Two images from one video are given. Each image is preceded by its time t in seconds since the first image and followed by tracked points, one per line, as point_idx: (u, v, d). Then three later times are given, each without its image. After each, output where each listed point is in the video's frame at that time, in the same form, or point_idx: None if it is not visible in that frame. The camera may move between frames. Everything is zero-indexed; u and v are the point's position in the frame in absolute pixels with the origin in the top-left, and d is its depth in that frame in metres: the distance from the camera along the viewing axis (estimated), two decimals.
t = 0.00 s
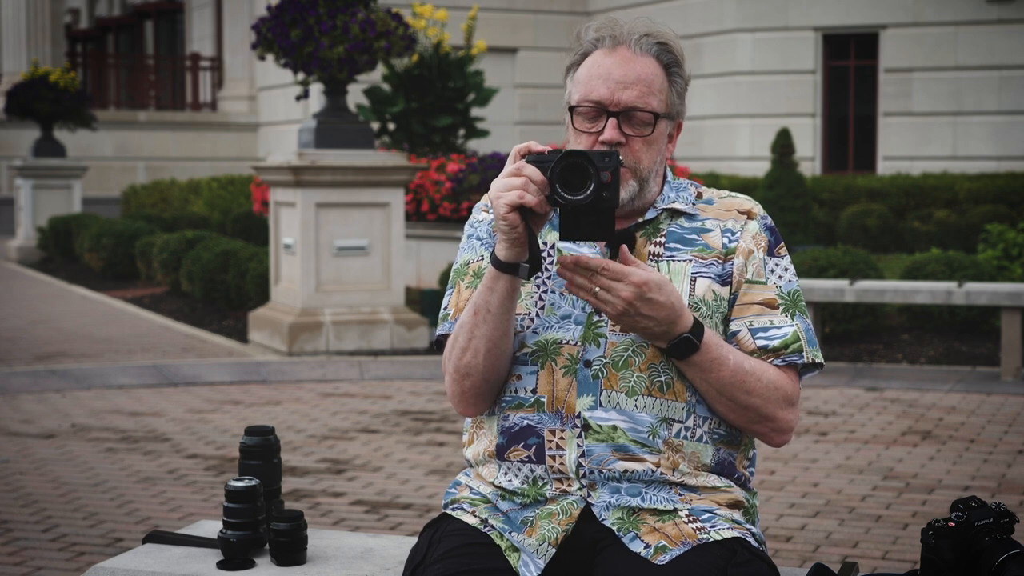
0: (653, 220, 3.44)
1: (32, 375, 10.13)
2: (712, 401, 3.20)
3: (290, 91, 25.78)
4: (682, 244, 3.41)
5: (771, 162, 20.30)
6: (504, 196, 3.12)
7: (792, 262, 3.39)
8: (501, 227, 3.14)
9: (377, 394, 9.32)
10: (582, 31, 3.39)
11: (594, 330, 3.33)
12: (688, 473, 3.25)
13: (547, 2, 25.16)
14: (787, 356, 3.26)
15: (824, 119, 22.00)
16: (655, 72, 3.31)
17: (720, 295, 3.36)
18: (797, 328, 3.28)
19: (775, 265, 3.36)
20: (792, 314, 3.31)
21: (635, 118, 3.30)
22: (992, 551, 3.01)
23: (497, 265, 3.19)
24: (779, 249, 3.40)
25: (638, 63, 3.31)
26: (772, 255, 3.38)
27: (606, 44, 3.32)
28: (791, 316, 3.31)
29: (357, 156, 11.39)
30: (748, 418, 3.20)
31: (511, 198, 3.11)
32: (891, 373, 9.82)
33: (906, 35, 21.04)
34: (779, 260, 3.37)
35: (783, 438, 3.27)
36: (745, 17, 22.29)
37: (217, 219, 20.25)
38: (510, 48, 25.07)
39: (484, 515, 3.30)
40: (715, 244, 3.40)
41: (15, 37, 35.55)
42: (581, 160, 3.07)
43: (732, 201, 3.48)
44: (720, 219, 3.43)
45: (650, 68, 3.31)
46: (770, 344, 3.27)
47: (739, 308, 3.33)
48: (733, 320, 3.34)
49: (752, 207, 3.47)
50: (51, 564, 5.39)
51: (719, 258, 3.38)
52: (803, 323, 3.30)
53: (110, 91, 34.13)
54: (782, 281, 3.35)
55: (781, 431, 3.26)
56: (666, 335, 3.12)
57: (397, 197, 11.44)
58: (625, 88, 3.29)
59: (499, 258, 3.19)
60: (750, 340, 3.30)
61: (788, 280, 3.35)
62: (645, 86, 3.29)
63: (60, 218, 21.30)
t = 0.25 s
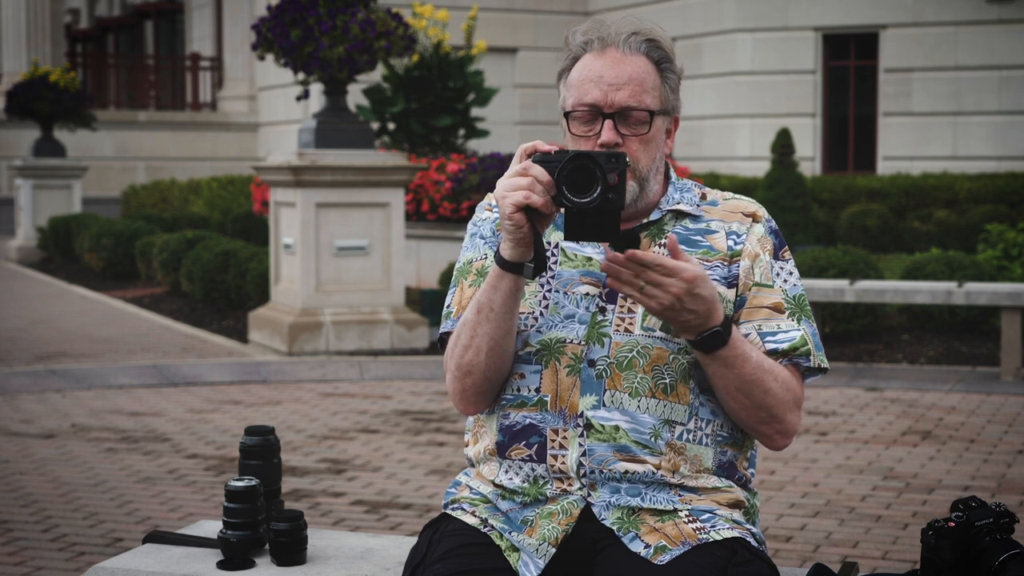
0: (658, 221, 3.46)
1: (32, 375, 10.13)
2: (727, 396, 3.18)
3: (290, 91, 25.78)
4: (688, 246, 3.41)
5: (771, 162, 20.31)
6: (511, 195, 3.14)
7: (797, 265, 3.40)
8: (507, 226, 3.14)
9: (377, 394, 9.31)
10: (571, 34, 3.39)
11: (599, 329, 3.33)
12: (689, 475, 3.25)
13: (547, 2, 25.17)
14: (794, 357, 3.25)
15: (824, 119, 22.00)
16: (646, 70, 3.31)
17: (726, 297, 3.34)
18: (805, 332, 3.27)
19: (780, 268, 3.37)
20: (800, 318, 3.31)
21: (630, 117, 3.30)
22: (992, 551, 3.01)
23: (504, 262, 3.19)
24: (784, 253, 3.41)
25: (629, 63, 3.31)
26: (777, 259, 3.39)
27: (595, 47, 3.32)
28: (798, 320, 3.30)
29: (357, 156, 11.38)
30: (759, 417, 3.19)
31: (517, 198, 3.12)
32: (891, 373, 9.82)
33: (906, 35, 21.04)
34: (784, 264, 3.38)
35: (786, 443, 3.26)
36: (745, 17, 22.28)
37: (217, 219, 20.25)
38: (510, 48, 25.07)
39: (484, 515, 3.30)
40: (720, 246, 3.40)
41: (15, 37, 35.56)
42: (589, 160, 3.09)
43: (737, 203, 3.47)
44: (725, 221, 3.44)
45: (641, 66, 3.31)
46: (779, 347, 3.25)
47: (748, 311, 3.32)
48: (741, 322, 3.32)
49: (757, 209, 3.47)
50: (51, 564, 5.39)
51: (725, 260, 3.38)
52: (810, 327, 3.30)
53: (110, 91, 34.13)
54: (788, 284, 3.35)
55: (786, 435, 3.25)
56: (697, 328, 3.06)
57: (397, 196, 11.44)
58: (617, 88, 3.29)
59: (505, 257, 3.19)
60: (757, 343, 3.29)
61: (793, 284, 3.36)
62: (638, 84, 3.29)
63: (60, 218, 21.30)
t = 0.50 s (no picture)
0: (658, 220, 3.43)
1: (32, 375, 10.12)
2: (741, 389, 3.18)
3: (290, 91, 25.78)
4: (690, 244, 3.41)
5: (771, 162, 20.31)
6: (521, 192, 3.16)
7: (798, 262, 3.41)
8: (516, 224, 3.15)
9: (377, 394, 9.31)
10: (577, 33, 3.38)
11: (602, 326, 3.33)
12: (690, 473, 3.25)
13: (547, 2, 25.18)
14: (801, 352, 3.26)
15: (824, 119, 22.00)
16: (651, 69, 3.31)
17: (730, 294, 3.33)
18: (811, 327, 3.27)
19: (783, 265, 3.39)
20: (804, 313, 3.32)
21: (634, 115, 3.30)
22: (992, 551, 3.01)
23: (511, 258, 3.19)
24: (785, 249, 3.41)
25: (634, 62, 3.31)
26: (779, 255, 3.40)
27: (601, 45, 3.31)
28: (803, 315, 3.31)
29: (357, 156, 11.38)
30: (767, 409, 3.20)
31: (526, 197, 3.14)
32: (891, 373, 9.82)
33: (906, 35, 21.04)
34: (786, 260, 3.39)
35: (790, 438, 3.28)
36: (745, 17, 22.28)
37: (217, 219, 20.25)
38: (510, 48, 25.08)
39: (484, 515, 3.30)
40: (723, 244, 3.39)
41: (15, 37, 35.56)
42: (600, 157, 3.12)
43: (738, 201, 3.48)
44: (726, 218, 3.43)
45: (646, 66, 3.31)
46: (786, 342, 3.26)
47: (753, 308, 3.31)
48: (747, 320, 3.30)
49: (757, 206, 3.47)
50: (51, 564, 5.39)
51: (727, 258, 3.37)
52: (815, 322, 3.31)
53: (111, 91, 34.13)
54: (791, 280, 3.36)
55: (789, 430, 3.27)
56: (721, 311, 3.06)
57: (397, 197, 11.44)
58: (622, 86, 3.29)
59: (513, 254, 3.19)
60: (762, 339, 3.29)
61: (796, 280, 3.37)
62: (643, 83, 3.29)
63: (60, 218, 21.30)
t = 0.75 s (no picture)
0: (658, 219, 3.43)
1: (32, 375, 10.12)
2: (740, 397, 3.19)
3: (290, 91, 25.79)
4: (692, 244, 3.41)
5: (771, 162, 20.33)
6: (525, 190, 3.16)
7: (799, 262, 3.41)
8: (520, 221, 3.15)
9: (377, 394, 9.31)
10: (576, 33, 3.38)
11: (604, 327, 3.33)
12: (691, 475, 3.25)
13: (547, 2, 25.18)
14: (801, 354, 3.26)
15: (824, 119, 22.00)
16: (651, 69, 3.31)
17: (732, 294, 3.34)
18: (812, 328, 3.27)
19: (783, 265, 3.38)
20: (806, 314, 3.31)
21: (635, 115, 3.31)
22: (992, 551, 3.01)
23: (514, 256, 3.19)
24: (786, 248, 3.41)
25: (634, 61, 3.31)
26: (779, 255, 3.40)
27: (600, 45, 3.31)
28: (804, 316, 3.31)
29: (357, 156, 11.38)
30: (767, 415, 3.20)
31: (531, 193, 3.14)
32: (891, 373, 9.82)
33: (906, 35, 21.04)
34: (787, 260, 3.39)
35: (789, 440, 3.28)
36: (745, 17, 22.28)
37: (217, 219, 20.25)
38: (509, 48, 25.08)
39: (484, 515, 3.30)
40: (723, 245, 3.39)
41: (15, 37, 35.56)
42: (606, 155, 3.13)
43: (737, 201, 3.48)
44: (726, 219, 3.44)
45: (646, 65, 3.31)
46: (787, 344, 3.26)
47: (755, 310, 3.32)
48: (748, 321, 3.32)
49: (757, 206, 3.47)
50: (51, 564, 5.39)
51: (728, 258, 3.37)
52: (816, 322, 3.31)
53: (111, 91, 34.13)
54: (791, 280, 3.36)
55: (788, 432, 3.27)
56: (721, 322, 3.06)
57: (397, 197, 11.44)
58: (623, 85, 3.28)
59: (516, 253, 3.19)
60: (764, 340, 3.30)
61: (797, 280, 3.36)
62: (644, 82, 3.29)
63: (60, 218, 21.30)
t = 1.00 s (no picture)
0: (659, 219, 3.43)
1: (32, 375, 10.12)
2: (741, 396, 3.19)
3: (290, 91, 25.78)
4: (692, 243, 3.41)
5: (771, 162, 20.34)
6: (524, 191, 3.16)
7: (799, 262, 3.41)
8: (520, 222, 3.15)
9: (377, 394, 9.31)
10: (576, 33, 3.38)
11: (604, 327, 3.33)
12: (690, 476, 3.25)
13: (547, 2, 25.19)
14: (802, 354, 3.26)
15: (824, 119, 21.99)
16: (651, 69, 3.31)
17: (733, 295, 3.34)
18: (813, 329, 3.27)
19: (784, 266, 3.38)
20: (806, 314, 3.31)
21: (635, 116, 3.31)
22: (992, 551, 3.01)
23: (514, 256, 3.19)
24: (787, 249, 3.41)
25: (634, 62, 3.31)
26: (780, 256, 3.40)
27: (600, 45, 3.31)
28: (805, 316, 3.31)
29: (357, 156, 11.38)
30: (767, 414, 3.20)
31: (530, 194, 3.14)
32: (891, 373, 9.82)
33: (906, 35, 21.04)
34: (787, 261, 3.39)
35: (788, 439, 3.28)
36: (745, 17, 22.28)
37: (217, 219, 20.24)
38: (509, 48, 25.08)
39: (484, 515, 3.30)
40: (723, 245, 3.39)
41: (15, 37, 35.56)
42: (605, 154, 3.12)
43: (738, 201, 3.48)
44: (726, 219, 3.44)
45: (645, 66, 3.31)
46: (788, 345, 3.26)
47: (755, 310, 3.32)
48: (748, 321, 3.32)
49: (758, 206, 3.47)
50: (51, 564, 5.39)
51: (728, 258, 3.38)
52: (816, 323, 3.31)
53: (111, 91, 34.14)
54: (792, 281, 3.36)
55: (788, 433, 3.27)
56: (721, 320, 3.06)
57: (397, 197, 11.45)
58: (623, 86, 3.29)
59: (516, 253, 3.19)
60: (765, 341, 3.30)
61: (798, 280, 3.36)
62: (643, 82, 3.29)
63: (60, 218, 21.30)
